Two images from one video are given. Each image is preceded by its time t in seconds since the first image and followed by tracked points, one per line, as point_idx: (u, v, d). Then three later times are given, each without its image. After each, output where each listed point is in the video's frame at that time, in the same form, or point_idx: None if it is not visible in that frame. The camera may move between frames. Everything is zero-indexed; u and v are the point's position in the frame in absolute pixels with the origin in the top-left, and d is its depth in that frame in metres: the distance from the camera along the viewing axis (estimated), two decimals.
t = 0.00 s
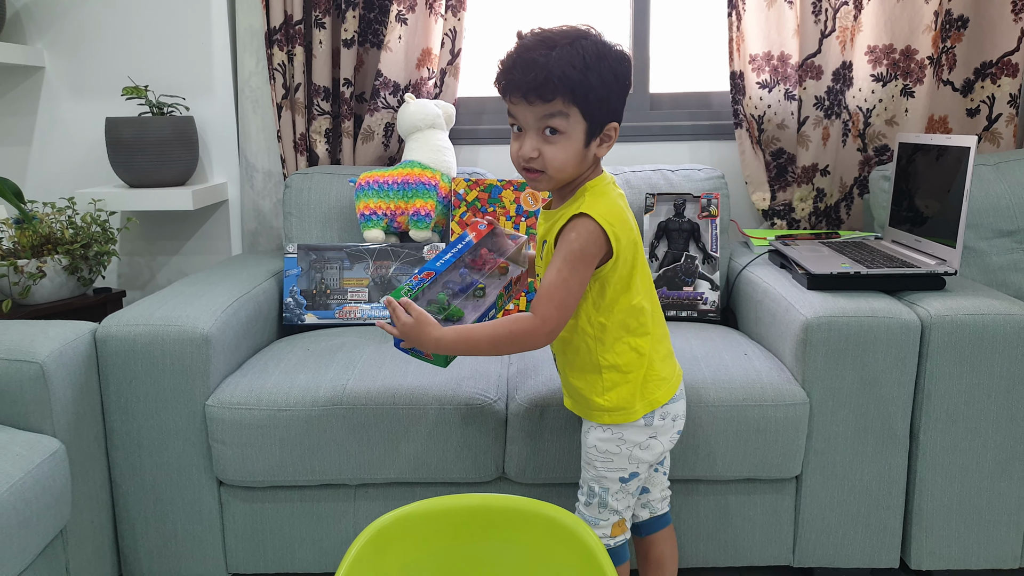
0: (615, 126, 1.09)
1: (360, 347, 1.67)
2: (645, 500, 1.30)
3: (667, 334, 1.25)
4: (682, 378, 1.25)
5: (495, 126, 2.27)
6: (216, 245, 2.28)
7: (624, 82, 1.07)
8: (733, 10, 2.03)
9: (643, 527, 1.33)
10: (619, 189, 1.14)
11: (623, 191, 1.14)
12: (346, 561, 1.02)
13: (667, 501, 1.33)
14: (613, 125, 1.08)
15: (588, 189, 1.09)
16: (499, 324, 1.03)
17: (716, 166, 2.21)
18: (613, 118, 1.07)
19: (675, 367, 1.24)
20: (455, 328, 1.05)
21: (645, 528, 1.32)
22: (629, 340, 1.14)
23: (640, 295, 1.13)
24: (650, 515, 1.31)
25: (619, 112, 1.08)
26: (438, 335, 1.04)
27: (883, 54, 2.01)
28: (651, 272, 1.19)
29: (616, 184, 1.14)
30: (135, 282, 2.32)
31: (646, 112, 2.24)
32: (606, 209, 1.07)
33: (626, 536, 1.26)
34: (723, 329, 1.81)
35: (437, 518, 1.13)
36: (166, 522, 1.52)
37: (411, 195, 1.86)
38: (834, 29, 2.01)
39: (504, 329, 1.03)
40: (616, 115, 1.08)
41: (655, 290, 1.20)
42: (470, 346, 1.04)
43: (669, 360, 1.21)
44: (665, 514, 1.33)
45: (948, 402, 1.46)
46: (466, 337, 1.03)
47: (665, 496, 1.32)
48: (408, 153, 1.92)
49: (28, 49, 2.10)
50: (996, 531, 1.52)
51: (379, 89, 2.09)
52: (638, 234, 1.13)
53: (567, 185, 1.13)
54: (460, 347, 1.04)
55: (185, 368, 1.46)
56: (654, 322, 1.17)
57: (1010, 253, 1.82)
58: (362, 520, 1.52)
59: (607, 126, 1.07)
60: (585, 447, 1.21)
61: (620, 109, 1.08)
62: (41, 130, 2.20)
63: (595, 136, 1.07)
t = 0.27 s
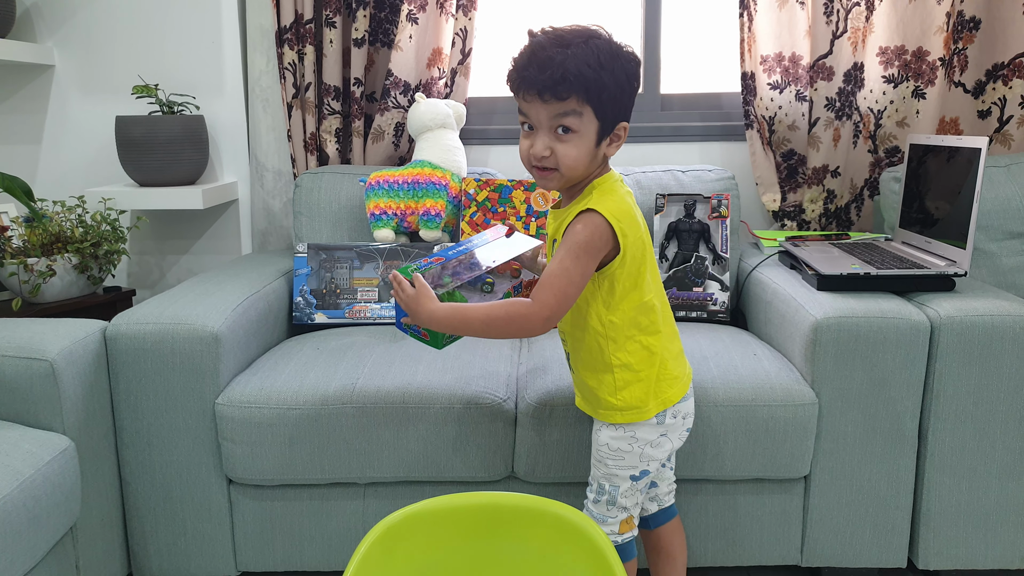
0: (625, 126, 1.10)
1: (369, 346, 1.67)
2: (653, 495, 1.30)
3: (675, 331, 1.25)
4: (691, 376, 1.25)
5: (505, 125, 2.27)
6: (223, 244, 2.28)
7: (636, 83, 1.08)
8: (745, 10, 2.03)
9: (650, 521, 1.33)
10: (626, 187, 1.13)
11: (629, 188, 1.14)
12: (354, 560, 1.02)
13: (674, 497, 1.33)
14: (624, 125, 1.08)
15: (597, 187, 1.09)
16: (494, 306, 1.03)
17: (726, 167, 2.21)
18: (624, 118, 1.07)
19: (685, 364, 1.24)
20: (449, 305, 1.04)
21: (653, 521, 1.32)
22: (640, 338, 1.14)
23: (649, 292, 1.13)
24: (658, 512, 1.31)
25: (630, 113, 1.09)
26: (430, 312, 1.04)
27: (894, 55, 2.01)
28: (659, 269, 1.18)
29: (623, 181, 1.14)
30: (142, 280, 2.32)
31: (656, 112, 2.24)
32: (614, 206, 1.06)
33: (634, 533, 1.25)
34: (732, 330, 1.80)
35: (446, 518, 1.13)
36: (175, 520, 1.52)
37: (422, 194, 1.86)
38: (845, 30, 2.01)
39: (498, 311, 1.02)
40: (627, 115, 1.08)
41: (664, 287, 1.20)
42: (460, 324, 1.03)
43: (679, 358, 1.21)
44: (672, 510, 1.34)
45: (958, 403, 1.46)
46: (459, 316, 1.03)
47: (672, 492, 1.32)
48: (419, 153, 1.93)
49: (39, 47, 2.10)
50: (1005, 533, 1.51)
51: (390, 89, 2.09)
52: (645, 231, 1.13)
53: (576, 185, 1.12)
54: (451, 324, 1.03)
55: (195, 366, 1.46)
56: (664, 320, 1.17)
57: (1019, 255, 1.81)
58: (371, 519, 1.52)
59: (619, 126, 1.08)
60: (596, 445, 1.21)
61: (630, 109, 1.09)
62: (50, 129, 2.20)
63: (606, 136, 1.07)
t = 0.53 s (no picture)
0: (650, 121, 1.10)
1: (373, 346, 1.67)
2: (665, 497, 1.30)
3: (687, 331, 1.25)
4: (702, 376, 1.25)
5: (509, 124, 2.27)
6: (228, 244, 2.28)
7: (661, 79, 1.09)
8: (748, 7, 2.02)
9: (663, 524, 1.32)
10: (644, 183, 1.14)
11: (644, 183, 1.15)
12: (359, 561, 1.01)
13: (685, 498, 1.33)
14: (647, 121, 1.09)
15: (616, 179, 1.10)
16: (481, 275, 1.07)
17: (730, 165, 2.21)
18: (648, 113, 1.08)
19: (696, 364, 1.23)
20: (438, 266, 1.09)
21: (665, 524, 1.32)
22: (648, 333, 1.13)
23: (659, 288, 1.13)
24: (669, 513, 1.31)
25: (653, 109, 1.09)
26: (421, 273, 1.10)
27: (898, 52, 2.01)
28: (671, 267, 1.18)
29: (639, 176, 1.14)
30: (147, 281, 2.32)
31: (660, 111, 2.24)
32: (625, 197, 1.07)
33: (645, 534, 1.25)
34: (736, 327, 1.80)
35: (449, 517, 1.12)
36: (180, 521, 1.53)
37: (425, 193, 1.86)
38: (849, 27, 2.00)
39: (483, 277, 1.07)
40: (652, 110, 1.09)
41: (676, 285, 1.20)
42: (445, 285, 1.08)
43: (689, 357, 1.21)
44: (683, 511, 1.33)
45: (965, 401, 1.45)
46: (447, 280, 1.08)
47: (684, 493, 1.32)
48: (422, 153, 1.93)
49: (43, 49, 2.11)
50: (1013, 531, 1.51)
51: (392, 89, 2.09)
52: (658, 226, 1.13)
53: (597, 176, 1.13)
54: (435, 285, 1.09)
55: (200, 367, 1.46)
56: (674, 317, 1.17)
57: None
58: (376, 518, 1.52)
59: (642, 122, 1.08)
60: (608, 444, 1.21)
61: (654, 105, 1.10)
62: (55, 130, 2.21)
63: (629, 130, 1.08)
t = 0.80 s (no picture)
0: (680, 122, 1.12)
1: (380, 349, 1.67)
2: (673, 501, 1.30)
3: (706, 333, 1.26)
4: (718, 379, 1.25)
5: (515, 127, 2.27)
6: (235, 247, 2.29)
7: (692, 82, 1.11)
8: (754, 9, 2.02)
9: (670, 529, 1.32)
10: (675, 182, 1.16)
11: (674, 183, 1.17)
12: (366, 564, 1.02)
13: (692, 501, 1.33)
14: (677, 120, 1.10)
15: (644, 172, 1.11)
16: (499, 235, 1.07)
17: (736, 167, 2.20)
18: (679, 112, 1.10)
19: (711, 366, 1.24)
20: (453, 220, 1.09)
21: (672, 529, 1.32)
22: (666, 328, 1.14)
23: (681, 285, 1.14)
24: (676, 516, 1.31)
25: (684, 109, 1.11)
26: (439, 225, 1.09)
27: (904, 53, 2.00)
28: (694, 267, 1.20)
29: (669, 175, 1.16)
30: (155, 284, 2.33)
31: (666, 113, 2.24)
32: (655, 190, 1.08)
33: (657, 538, 1.25)
34: (743, 330, 1.80)
35: (453, 521, 1.13)
36: (188, 523, 1.53)
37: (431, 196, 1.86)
38: (855, 28, 2.00)
39: (501, 238, 1.07)
40: (683, 110, 1.11)
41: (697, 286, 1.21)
42: (460, 241, 1.08)
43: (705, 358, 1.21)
44: (690, 514, 1.34)
45: (972, 404, 1.45)
46: (464, 237, 1.08)
47: (691, 497, 1.32)
48: (428, 155, 1.93)
49: (52, 53, 2.12)
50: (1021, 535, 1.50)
51: (398, 92, 2.10)
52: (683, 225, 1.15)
53: (624, 172, 1.14)
54: (450, 239, 1.08)
55: (207, 370, 1.47)
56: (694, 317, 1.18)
57: None
58: (383, 521, 1.52)
59: (672, 120, 1.10)
60: (622, 447, 1.21)
61: (685, 106, 1.11)
62: (63, 134, 2.22)
63: (660, 127, 1.09)
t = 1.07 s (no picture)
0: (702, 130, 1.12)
1: (378, 357, 1.65)
2: (673, 514, 1.28)
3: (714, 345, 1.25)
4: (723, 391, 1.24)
5: (516, 134, 2.26)
6: (230, 252, 2.26)
7: (715, 91, 1.12)
8: (756, 18, 2.02)
9: (669, 541, 1.30)
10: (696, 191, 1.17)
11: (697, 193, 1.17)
12: None
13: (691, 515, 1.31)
14: (700, 127, 1.11)
15: (666, 177, 1.11)
16: (515, 217, 1.08)
17: (738, 176, 2.20)
18: (702, 119, 1.10)
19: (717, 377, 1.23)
20: (469, 199, 1.10)
21: (672, 541, 1.30)
22: (676, 333, 1.13)
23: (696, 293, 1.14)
24: (677, 529, 1.29)
25: (707, 116, 1.11)
26: (453, 201, 1.10)
27: (904, 65, 2.00)
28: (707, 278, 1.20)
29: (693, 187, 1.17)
30: (148, 289, 2.30)
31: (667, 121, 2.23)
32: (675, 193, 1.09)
33: (656, 550, 1.23)
34: (745, 339, 1.79)
35: (451, 531, 1.10)
36: (180, 534, 1.50)
37: (432, 203, 1.84)
38: (855, 40, 2.01)
39: (515, 220, 1.08)
40: (705, 118, 1.11)
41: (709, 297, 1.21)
42: (473, 220, 1.09)
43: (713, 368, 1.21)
44: (690, 528, 1.31)
45: (975, 416, 1.44)
46: (478, 216, 1.08)
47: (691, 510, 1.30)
48: (430, 161, 1.92)
49: (47, 55, 2.09)
50: None
51: (400, 97, 2.09)
52: (701, 234, 1.15)
53: (644, 178, 1.14)
54: (464, 218, 1.09)
55: (202, 377, 1.44)
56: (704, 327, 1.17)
57: None
58: (379, 532, 1.50)
59: (695, 127, 1.10)
60: (623, 457, 1.19)
61: (708, 114, 1.12)
62: (58, 136, 2.19)
63: (682, 133, 1.09)
